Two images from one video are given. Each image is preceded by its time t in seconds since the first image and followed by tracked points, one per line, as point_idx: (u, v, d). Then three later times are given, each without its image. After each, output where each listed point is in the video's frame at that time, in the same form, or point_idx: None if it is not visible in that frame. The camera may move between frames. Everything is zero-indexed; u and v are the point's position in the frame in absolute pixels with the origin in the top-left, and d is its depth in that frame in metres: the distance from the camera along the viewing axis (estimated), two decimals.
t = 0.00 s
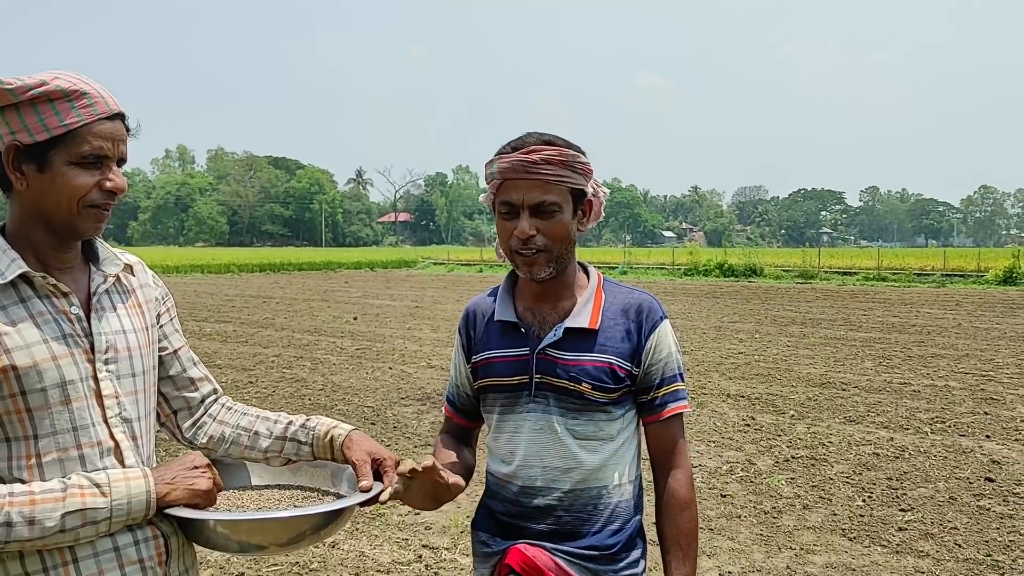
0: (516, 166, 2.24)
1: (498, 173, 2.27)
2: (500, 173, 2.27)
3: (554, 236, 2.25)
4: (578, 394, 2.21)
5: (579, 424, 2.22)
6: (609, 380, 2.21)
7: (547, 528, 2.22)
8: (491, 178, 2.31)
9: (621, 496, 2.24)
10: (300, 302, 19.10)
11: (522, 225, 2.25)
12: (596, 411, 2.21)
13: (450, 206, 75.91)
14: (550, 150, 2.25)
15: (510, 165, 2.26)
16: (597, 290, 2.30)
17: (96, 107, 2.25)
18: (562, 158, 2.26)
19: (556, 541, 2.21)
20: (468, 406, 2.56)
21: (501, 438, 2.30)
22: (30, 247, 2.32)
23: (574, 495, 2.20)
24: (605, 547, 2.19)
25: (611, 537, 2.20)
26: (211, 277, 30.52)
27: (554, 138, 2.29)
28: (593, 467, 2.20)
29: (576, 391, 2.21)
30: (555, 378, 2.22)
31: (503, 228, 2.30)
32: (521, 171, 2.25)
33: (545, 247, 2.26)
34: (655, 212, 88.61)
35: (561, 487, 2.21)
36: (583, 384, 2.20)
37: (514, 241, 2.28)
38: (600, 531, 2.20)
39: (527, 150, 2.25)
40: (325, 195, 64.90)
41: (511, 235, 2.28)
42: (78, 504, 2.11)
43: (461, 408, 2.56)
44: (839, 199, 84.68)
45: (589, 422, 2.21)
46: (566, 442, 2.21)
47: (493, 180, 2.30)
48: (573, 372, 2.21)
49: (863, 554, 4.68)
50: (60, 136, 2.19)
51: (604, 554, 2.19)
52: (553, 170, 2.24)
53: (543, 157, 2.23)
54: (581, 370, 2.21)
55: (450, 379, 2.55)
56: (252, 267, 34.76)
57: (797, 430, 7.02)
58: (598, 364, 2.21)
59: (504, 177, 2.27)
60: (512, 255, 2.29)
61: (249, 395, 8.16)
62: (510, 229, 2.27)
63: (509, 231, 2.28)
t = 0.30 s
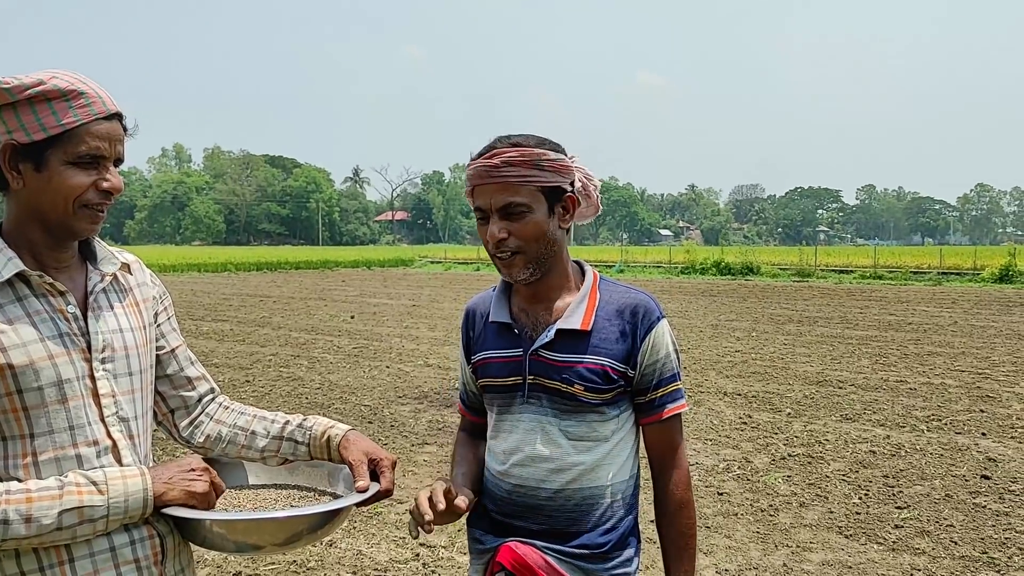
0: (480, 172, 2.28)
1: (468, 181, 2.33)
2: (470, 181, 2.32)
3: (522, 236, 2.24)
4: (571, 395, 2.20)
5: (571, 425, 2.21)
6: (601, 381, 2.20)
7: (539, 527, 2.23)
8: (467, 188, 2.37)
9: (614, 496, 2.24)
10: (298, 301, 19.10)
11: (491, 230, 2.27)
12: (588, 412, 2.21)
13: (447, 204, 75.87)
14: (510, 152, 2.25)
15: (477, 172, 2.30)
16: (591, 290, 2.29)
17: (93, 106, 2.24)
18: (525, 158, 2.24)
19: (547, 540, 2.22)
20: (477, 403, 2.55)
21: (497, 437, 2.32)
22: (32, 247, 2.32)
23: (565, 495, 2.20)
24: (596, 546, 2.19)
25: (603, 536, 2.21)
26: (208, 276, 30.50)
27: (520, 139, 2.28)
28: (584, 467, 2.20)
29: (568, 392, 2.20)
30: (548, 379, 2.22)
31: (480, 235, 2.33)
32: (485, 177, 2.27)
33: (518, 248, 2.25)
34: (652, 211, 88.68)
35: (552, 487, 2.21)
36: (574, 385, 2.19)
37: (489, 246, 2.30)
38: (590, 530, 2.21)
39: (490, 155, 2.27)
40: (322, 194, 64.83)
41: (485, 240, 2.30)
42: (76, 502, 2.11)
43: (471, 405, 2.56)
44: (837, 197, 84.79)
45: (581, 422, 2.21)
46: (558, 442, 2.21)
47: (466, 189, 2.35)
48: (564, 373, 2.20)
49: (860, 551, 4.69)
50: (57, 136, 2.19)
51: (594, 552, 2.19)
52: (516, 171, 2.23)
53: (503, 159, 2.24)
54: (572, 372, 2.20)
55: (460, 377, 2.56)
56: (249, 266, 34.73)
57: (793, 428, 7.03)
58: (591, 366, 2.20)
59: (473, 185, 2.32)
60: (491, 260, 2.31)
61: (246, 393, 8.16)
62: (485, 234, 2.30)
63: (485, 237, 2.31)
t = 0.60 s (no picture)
0: (478, 169, 2.28)
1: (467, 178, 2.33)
2: (469, 178, 2.32)
3: (519, 234, 2.24)
4: (563, 391, 2.20)
5: (564, 422, 2.21)
6: (593, 378, 2.18)
7: (531, 525, 2.24)
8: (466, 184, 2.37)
9: (607, 496, 2.22)
10: (296, 300, 19.07)
11: (488, 227, 2.27)
12: (580, 409, 2.20)
13: (446, 204, 75.79)
14: (508, 149, 2.24)
15: (475, 169, 2.30)
16: (589, 286, 2.28)
17: (94, 106, 2.25)
18: (523, 156, 2.23)
19: (539, 537, 2.23)
20: (479, 398, 2.58)
21: (494, 433, 2.34)
22: (34, 245, 2.33)
23: (558, 492, 2.20)
24: (587, 546, 2.19)
25: (595, 537, 2.20)
26: (207, 275, 30.47)
27: (520, 136, 2.26)
28: (576, 466, 2.20)
29: (559, 388, 2.20)
30: (541, 374, 2.23)
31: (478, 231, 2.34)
32: (483, 174, 2.27)
33: (514, 246, 2.25)
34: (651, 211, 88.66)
35: (545, 485, 2.21)
36: (567, 381, 2.19)
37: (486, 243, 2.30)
38: (582, 530, 2.20)
39: (488, 152, 2.27)
40: (321, 193, 64.75)
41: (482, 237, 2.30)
42: (80, 497, 2.11)
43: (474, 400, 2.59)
44: (835, 196, 84.83)
45: (573, 420, 2.20)
46: (550, 439, 2.21)
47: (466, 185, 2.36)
48: (557, 368, 2.20)
49: (859, 549, 4.70)
50: (59, 134, 2.19)
51: (587, 553, 2.19)
52: (514, 170, 2.23)
53: (501, 157, 2.23)
54: (564, 368, 2.20)
55: (464, 371, 2.60)
56: (247, 266, 34.69)
57: (792, 427, 7.04)
58: (583, 362, 2.19)
59: (471, 181, 2.32)
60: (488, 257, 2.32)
61: (245, 392, 8.15)
62: (483, 231, 2.31)
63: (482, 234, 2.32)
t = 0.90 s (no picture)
0: (499, 163, 2.28)
1: (485, 171, 2.32)
2: (487, 171, 2.32)
3: (537, 231, 2.24)
4: (566, 395, 2.19)
5: (566, 426, 2.21)
6: (597, 382, 2.17)
7: (533, 529, 2.25)
8: (482, 177, 2.36)
9: (610, 502, 2.21)
10: (296, 300, 19.06)
11: (505, 222, 2.27)
12: (583, 413, 2.19)
13: (446, 204, 75.73)
14: (531, 145, 2.25)
15: (495, 162, 2.29)
16: (598, 287, 2.27)
17: (98, 108, 2.25)
18: (546, 152, 2.24)
19: (541, 544, 2.24)
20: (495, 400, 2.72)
21: (499, 435, 2.35)
22: (33, 243, 2.32)
23: (560, 498, 2.20)
24: (589, 554, 2.18)
25: (597, 545, 2.19)
26: (208, 275, 30.49)
27: (543, 131, 2.27)
28: (579, 471, 2.19)
29: (562, 391, 2.19)
30: (544, 376, 2.23)
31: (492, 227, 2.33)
32: (504, 168, 2.27)
33: (531, 243, 2.25)
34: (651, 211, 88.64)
35: (547, 489, 2.21)
36: (569, 384, 2.18)
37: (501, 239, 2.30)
38: (584, 537, 2.20)
39: (510, 146, 2.27)
40: (320, 193, 64.72)
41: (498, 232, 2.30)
42: (79, 499, 2.11)
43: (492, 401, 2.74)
44: (835, 196, 84.84)
45: (576, 424, 2.20)
46: (552, 443, 2.21)
47: (483, 177, 2.36)
48: (560, 371, 2.20)
49: (859, 549, 4.70)
50: (62, 136, 2.19)
51: (589, 560, 2.18)
52: (536, 165, 2.23)
53: (524, 152, 2.24)
54: (567, 371, 2.19)
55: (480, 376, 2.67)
56: (247, 266, 34.67)
57: (792, 427, 7.04)
58: (586, 366, 2.18)
59: (490, 175, 2.32)
60: (501, 253, 2.32)
61: (245, 392, 8.15)
62: (499, 226, 2.30)
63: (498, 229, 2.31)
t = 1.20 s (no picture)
0: (551, 147, 2.24)
1: (533, 153, 2.27)
2: (535, 153, 2.27)
3: (584, 224, 2.23)
4: (586, 399, 2.19)
5: (585, 432, 2.20)
6: (620, 388, 2.15)
7: (550, 537, 2.24)
8: (525, 159, 2.31)
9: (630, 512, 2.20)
10: (296, 300, 19.06)
11: (553, 211, 2.24)
12: (603, 419, 2.18)
13: (446, 204, 75.69)
14: (587, 134, 2.23)
15: (546, 146, 2.25)
16: (628, 287, 2.27)
17: (102, 111, 2.24)
18: (600, 143, 2.23)
19: (557, 553, 2.23)
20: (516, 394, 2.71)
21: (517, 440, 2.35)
22: (32, 246, 2.31)
23: (577, 505, 2.20)
24: (606, 563, 2.17)
25: (615, 555, 2.18)
26: (209, 275, 30.50)
27: (596, 123, 2.26)
28: (597, 478, 2.18)
29: (582, 395, 2.19)
30: (565, 379, 2.23)
31: (532, 214, 2.30)
32: (556, 153, 2.24)
33: (576, 235, 2.24)
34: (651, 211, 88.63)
35: (565, 496, 2.21)
36: (590, 389, 2.18)
37: (544, 227, 2.26)
38: (602, 547, 2.19)
39: (564, 132, 2.24)
40: (321, 193, 64.71)
41: (540, 220, 2.27)
42: (78, 501, 2.11)
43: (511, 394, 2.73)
44: (835, 195, 84.85)
45: (595, 430, 2.19)
46: (571, 448, 2.21)
47: (526, 161, 2.31)
48: (582, 375, 2.19)
49: (860, 550, 4.70)
50: (67, 138, 2.19)
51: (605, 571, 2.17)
52: (589, 155, 2.23)
53: (580, 140, 2.22)
54: (589, 375, 2.18)
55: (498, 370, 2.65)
56: (247, 266, 34.67)
57: (793, 427, 7.04)
58: (609, 371, 2.17)
59: (538, 158, 2.27)
60: (539, 243, 2.29)
61: (246, 393, 8.14)
62: (541, 214, 2.27)
63: (540, 217, 2.27)
